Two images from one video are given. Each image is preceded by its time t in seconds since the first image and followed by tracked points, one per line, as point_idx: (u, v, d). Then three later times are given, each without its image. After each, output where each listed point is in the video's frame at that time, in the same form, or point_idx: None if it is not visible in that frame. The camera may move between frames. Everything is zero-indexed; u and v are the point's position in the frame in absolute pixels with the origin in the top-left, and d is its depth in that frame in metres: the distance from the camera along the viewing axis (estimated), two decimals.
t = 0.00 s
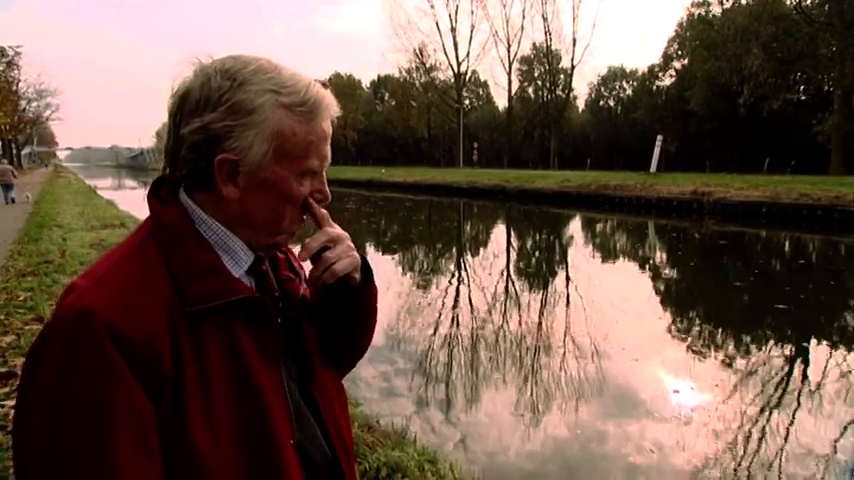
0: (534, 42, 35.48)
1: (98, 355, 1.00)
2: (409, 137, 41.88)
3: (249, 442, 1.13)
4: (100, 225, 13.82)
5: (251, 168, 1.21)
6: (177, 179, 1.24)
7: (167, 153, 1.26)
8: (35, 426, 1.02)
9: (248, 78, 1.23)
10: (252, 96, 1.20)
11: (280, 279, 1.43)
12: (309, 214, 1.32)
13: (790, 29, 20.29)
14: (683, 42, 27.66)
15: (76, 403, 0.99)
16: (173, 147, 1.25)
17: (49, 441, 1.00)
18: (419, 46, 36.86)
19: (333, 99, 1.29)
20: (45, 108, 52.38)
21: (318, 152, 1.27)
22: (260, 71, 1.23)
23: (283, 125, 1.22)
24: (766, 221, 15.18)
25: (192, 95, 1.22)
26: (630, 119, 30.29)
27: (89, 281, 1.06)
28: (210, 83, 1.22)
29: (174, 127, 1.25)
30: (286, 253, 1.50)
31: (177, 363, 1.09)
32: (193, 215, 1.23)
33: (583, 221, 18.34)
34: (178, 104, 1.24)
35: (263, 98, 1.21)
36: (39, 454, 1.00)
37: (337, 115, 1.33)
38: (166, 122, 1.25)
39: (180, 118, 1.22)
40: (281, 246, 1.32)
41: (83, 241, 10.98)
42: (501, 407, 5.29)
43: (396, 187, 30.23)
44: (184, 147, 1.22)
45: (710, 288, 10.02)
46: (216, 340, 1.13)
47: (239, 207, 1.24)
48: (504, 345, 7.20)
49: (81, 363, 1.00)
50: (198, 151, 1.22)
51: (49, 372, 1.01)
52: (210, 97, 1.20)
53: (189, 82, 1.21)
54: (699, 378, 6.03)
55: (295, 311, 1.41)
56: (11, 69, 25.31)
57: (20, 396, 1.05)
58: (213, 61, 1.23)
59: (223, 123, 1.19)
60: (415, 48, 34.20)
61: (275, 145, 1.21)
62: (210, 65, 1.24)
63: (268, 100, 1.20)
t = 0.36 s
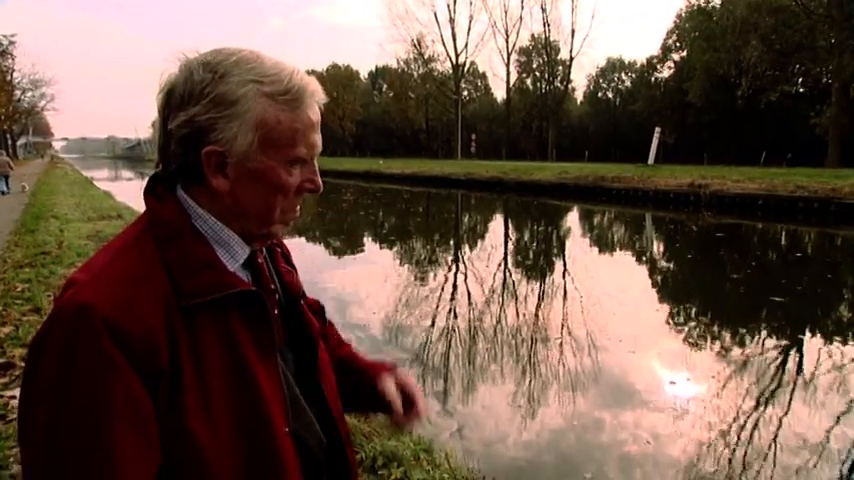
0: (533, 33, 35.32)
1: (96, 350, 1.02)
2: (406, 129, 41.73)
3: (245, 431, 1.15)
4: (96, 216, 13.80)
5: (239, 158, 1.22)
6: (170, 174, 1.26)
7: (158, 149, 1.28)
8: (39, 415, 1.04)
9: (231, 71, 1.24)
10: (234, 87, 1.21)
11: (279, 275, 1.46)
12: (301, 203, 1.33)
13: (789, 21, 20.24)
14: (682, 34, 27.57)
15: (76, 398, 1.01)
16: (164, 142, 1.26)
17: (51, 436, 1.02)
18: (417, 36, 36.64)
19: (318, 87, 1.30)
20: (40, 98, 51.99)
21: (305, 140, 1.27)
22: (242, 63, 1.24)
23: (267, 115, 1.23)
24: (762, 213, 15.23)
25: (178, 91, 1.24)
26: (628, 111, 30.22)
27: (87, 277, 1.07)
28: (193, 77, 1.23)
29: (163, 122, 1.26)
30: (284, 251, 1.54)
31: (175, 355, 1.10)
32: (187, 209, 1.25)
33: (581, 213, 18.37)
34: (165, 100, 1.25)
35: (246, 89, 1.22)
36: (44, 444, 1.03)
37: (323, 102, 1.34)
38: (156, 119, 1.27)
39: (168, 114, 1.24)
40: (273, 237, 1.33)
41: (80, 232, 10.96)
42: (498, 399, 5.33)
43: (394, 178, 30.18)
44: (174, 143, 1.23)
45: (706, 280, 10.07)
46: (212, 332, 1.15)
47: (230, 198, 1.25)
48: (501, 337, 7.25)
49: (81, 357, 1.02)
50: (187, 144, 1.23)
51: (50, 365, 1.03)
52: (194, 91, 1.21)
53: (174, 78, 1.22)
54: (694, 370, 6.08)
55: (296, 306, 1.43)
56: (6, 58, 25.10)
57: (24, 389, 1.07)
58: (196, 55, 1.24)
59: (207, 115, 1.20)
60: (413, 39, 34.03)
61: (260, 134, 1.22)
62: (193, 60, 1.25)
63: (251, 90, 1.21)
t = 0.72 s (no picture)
0: (531, 32, 35.32)
1: (101, 333, 1.03)
2: (404, 126, 41.70)
3: (242, 418, 1.15)
4: (92, 211, 13.75)
5: (241, 149, 1.23)
6: (178, 168, 1.28)
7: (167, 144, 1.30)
8: (47, 396, 1.06)
9: (233, 65, 1.25)
10: (236, 80, 1.22)
11: (284, 266, 1.46)
12: (304, 195, 1.34)
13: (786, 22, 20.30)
14: (679, 33, 27.65)
15: (80, 380, 1.03)
16: (172, 137, 1.28)
17: (57, 420, 1.04)
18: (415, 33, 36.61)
19: (320, 81, 1.31)
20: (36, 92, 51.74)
21: (306, 132, 1.28)
22: (243, 58, 1.25)
23: (267, 107, 1.23)
24: (758, 213, 15.30)
25: (183, 87, 1.25)
26: (626, 110, 30.25)
27: (95, 263, 1.09)
28: (198, 74, 1.25)
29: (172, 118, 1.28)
30: (290, 243, 1.56)
31: (177, 343, 1.11)
32: (195, 201, 1.27)
33: (578, 211, 18.42)
34: (172, 96, 1.27)
35: (247, 82, 1.23)
36: (50, 424, 1.05)
37: (324, 95, 1.34)
38: (164, 114, 1.29)
39: (175, 109, 1.26)
40: (277, 228, 1.34)
41: (76, 227, 10.93)
42: (494, 396, 5.36)
43: (391, 176, 30.17)
44: (180, 136, 1.25)
45: (702, 280, 10.12)
46: (214, 320, 1.16)
47: (234, 190, 1.26)
48: (497, 334, 7.27)
49: (87, 340, 1.03)
50: (193, 138, 1.25)
51: (58, 348, 1.05)
52: (198, 85, 1.23)
53: (180, 75, 1.24)
54: (689, 369, 6.12)
55: (299, 298, 1.44)
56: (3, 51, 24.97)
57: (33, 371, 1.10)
58: (201, 52, 1.26)
59: (210, 108, 1.21)
60: (411, 36, 34.02)
61: (261, 126, 1.23)
62: (199, 57, 1.27)
63: (251, 83, 1.22)
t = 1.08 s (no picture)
0: (528, 31, 35.39)
1: (110, 326, 1.08)
2: (401, 126, 41.71)
3: (245, 408, 1.19)
4: (89, 211, 13.72)
5: (239, 149, 1.28)
6: (179, 167, 1.32)
7: (168, 145, 1.34)
8: (57, 388, 1.10)
9: (231, 69, 1.30)
10: (233, 84, 1.27)
11: (281, 262, 1.50)
12: (299, 193, 1.39)
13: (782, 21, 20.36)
14: (676, 33, 27.71)
15: (89, 372, 1.07)
16: (172, 138, 1.33)
17: (67, 412, 1.08)
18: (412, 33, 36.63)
19: (314, 84, 1.36)
20: (31, 91, 51.49)
21: (301, 132, 1.33)
22: (242, 62, 1.30)
23: (264, 109, 1.28)
24: (754, 212, 15.37)
25: (183, 90, 1.30)
26: (623, 110, 30.32)
27: (102, 259, 1.14)
28: (198, 77, 1.30)
29: (173, 120, 1.33)
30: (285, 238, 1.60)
31: (181, 336, 1.16)
32: (196, 199, 1.31)
33: (575, 211, 18.46)
34: (173, 99, 1.32)
35: (244, 86, 1.28)
36: (61, 415, 1.09)
37: (318, 97, 1.40)
38: (166, 116, 1.34)
39: (176, 111, 1.31)
40: (273, 225, 1.39)
41: (73, 227, 10.91)
42: (491, 395, 5.41)
43: (389, 176, 30.18)
44: (180, 136, 1.30)
45: (699, 279, 10.18)
46: (216, 312, 1.20)
47: (232, 188, 1.31)
48: (495, 333, 7.33)
49: (96, 334, 1.08)
50: (193, 138, 1.29)
51: (69, 341, 1.09)
52: (199, 88, 1.28)
53: (181, 78, 1.29)
54: (686, 367, 6.18)
55: (296, 292, 1.48)
56: None
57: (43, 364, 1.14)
58: (201, 57, 1.31)
59: (210, 110, 1.26)
60: (408, 36, 34.07)
61: (258, 127, 1.28)
62: (199, 62, 1.32)
63: (249, 86, 1.27)
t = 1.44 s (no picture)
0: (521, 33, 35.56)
1: (113, 327, 1.09)
2: (396, 128, 41.75)
3: (245, 405, 1.20)
4: (83, 216, 13.67)
5: (232, 153, 1.28)
6: (173, 172, 1.32)
7: (162, 149, 1.34)
8: (62, 388, 1.12)
9: (222, 75, 1.31)
10: (225, 90, 1.27)
11: (274, 263, 1.51)
12: (291, 195, 1.39)
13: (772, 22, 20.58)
14: (668, 34, 27.89)
15: (90, 371, 1.09)
16: (166, 143, 1.33)
17: (70, 412, 1.10)
18: (406, 35, 36.71)
19: (303, 88, 1.37)
20: (23, 96, 51.21)
21: (292, 135, 1.34)
22: (232, 68, 1.31)
23: (255, 113, 1.29)
24: (746, 211, 15.50)
25: (175, 97, 1.31)
26: (616, 110, 30.47)
27: (103, 262, 1.15)
28: (189, 84, 1.30)
29: (165, 125, 1.33)
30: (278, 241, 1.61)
31: (181, 335, 1.17)
32: (191, 202, 1.32)
33: (569, 211, 18.55)
34: (165, 105, 1.32)
35: (235, 91, 1.28)
36: (65, 415, 1.10)
37: (307, 101, 1.41)
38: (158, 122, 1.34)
39: (168, 116, 1.31)
40: (267, 227, 1.39)
41: (67, 232, 10.88)
42: (487, 396, 5.44)
43: (384, 177, 30.19)
44: (174, 141, 1.30)
45: (693, 278, 10.27)
46: (215, 312, 1.21)
47: (226, 192, 1.31)
48: (491, 334, 7.37)
49: (97, 335, 1.09)
50: (187, 142, 1.30)
51: (71, 344, 1.10)
52: (190, 95, 1.28)
53: (172, 86, 1.29)
54: (680, 366, 6.23)
55: (291, 292, 1.48)
56: None
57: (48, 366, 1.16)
58: (191, 65, 1.31)
59: (202, 115, 1.27)
60: (402, 38, 34.17)
61: (250, 130, 1.28)
62: (189, 69, 1.32)
63: (240, 92, 1.28)
